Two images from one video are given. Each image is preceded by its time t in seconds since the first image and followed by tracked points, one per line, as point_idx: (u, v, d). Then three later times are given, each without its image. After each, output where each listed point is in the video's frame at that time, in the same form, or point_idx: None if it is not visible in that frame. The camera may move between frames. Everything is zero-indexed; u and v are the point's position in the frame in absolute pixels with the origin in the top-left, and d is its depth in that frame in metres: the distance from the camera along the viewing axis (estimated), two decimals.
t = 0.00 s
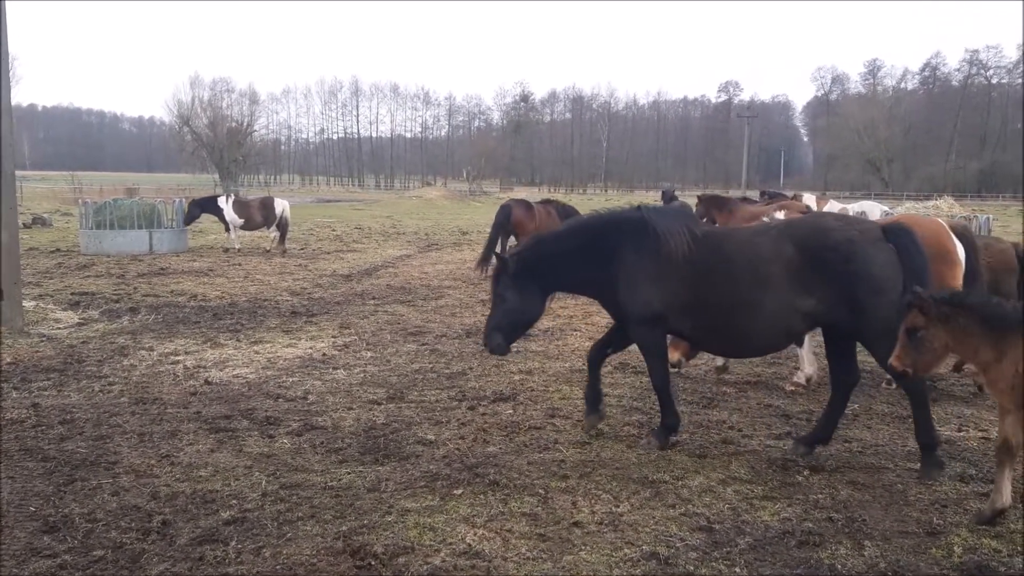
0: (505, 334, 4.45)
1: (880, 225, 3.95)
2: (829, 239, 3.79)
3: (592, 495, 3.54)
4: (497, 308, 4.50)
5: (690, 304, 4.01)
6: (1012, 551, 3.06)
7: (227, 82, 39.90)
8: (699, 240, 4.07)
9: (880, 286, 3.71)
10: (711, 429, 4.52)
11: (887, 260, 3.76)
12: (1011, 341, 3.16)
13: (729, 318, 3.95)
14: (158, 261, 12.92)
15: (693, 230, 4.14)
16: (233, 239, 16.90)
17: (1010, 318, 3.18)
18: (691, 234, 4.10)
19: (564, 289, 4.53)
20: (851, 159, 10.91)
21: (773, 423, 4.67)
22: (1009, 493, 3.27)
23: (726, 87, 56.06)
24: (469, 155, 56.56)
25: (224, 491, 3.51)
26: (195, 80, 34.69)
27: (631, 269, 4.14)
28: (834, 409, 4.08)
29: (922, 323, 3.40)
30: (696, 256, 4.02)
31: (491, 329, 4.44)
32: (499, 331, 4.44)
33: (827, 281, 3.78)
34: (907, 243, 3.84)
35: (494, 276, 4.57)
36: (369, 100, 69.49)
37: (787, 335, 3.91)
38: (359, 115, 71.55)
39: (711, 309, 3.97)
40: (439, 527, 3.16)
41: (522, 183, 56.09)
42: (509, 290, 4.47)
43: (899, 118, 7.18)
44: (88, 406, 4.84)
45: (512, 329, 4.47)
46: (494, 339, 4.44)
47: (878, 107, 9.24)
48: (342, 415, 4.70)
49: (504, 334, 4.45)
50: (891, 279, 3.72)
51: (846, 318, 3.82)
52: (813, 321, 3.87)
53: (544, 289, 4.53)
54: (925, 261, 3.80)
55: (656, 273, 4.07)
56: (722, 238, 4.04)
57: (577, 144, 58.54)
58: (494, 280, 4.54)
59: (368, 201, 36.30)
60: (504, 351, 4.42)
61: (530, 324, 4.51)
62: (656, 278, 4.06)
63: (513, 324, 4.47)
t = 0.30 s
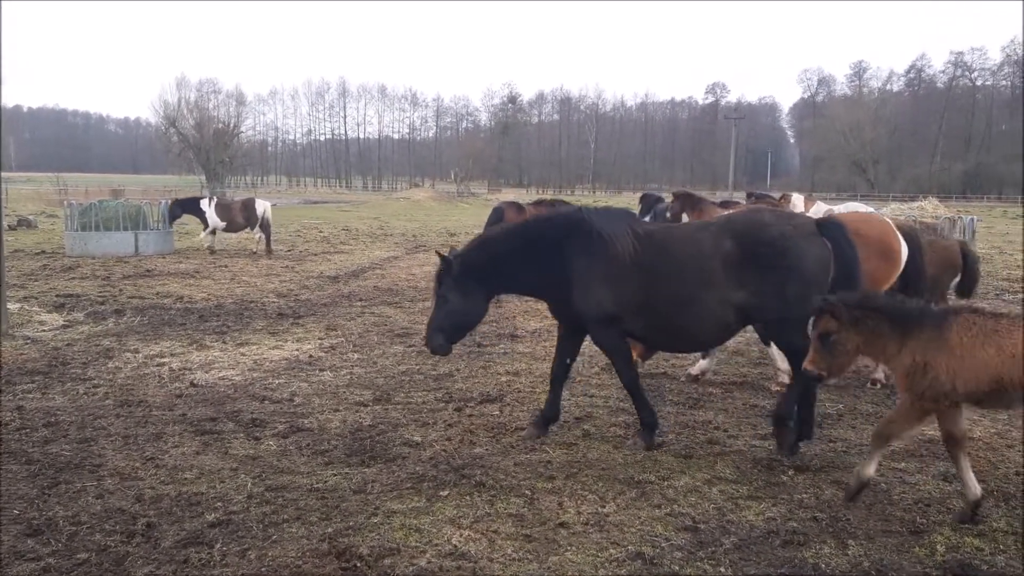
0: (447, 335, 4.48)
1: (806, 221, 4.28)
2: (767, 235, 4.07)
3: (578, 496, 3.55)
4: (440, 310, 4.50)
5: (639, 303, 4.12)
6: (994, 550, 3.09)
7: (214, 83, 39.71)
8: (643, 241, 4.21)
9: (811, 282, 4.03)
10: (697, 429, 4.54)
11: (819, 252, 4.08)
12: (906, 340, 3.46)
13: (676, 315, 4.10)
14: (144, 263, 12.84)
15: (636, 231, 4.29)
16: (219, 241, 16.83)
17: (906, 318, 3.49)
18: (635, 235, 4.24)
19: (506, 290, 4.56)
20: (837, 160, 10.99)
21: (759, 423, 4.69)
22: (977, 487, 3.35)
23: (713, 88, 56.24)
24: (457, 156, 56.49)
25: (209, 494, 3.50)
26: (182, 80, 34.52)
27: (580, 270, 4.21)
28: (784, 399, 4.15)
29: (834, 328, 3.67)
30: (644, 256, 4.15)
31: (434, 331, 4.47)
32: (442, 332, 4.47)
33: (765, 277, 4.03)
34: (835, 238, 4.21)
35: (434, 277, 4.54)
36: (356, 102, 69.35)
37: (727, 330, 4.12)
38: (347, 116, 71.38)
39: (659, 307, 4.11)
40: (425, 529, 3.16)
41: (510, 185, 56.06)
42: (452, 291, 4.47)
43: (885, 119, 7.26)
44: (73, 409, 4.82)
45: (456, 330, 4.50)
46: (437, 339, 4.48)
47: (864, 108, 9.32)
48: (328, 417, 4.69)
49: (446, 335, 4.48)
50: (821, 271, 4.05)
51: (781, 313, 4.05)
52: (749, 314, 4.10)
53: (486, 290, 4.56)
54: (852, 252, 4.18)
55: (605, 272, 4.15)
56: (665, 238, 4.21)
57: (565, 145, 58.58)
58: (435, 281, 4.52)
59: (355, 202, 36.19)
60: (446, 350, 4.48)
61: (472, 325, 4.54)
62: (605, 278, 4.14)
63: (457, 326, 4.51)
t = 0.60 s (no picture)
0: (396, 336, 4.47)
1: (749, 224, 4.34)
2: (711, 239, 4.14)
3: (569, 496, 3.55)
4: (389, 310, 4.49)
5: (589, 306, 4.23)
6: (983, 548, 3.11)
7: (204, 84, 39.57)
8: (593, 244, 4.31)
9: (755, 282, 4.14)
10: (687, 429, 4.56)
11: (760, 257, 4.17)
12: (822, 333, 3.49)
13: (624, 318, 4.21)
14: (134, 265, 12.79)
15: (585, 232, 4.37)
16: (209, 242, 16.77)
17: (826, 313, 3.54)
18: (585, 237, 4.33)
19: (455, 290, 4.60)
20: (826, 161, 11.07)
21: (749, 423, 4.71)
22: (957, 466, 3.46)
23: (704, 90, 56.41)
24: (448, 157, 56.45)
25: (199, 495, 3.50)
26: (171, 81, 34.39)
27: (531, 273, 4.29)
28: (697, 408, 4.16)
29: (754, 324, 3.69)
30: (593, 259, 4.25)
31: (383, 331, 4.45)
32: (392, 333, 4.46)
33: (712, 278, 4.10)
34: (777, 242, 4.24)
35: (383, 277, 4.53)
36: (347, 103, 69.24)
37: (672, 331, 4.24)
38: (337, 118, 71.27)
39: (607, 309, 4.22)
40: (416, 529, 3.17)
41: (501, 185, 56.05)
42: (401, 291, 4.47)
43: (874, 120, 7.33)
44: (63, 410, 4.81)
45: (406, 331, 4.50)
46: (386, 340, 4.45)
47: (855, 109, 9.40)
48: (319, 418, 4.69)
49: (396, 336, 4.47)
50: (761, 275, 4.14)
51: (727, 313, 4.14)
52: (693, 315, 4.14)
53: (435, 290, 4.57)
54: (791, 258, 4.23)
55: (557, 276, 4.24)
56: (613, 240, 4.31)
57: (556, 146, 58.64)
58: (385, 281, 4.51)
59: (346, 203, 36.12)
60: (396, 352, 4.46)
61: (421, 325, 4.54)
62: (557, 281, 4.24)
63: (405, 326, 4.50)
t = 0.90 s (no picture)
0: (343, 324, 4.47)
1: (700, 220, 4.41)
2: (662, 234, 4.16)
3: (559, 495, 3.56)
4: (338, 297, 4.46)
5: (534, 303, 4.15)
6: (971, 545, 3.13)
7: (192, 82, 39.35)
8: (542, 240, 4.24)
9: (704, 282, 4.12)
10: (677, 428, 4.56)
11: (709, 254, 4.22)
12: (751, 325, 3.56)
13: (569, 316, 4.14)
14: (122, 265, 12.73)
15: (536, 229, 4.31)
16: (198, 242, 16.71)
17: (754, 305, 3.62)
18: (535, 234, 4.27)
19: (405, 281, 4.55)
20: (815, 159, 11.09)
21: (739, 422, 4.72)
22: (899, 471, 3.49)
23: (693, 89, 56.51)
24: (438, 157, 56.39)
25: (189, 496, 3.49)
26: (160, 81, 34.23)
27: (477, 270, 4.22)
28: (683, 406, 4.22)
29: (684, 304, 3.70)
30: (540, 255, 4.18)
31: (329, 318, 4.46)
32: (338, 320, 4.46)
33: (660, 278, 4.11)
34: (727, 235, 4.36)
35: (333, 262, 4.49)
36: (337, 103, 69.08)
37: (619, 328, 4.18)
38: (327, 117, 71.09)
39: (553, 307, 4.14)
40: (406, 529, 3.16)
41: (492, 185, 56.01)
42: (350, 278, 4.44)
43: (863, 119, 7.34)
44: (51, 411, 4.78)
45: (353, 318, 4.51)
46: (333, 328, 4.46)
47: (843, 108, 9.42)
48: (309, 419, 4.68)
49: (343, 325, 4.47)
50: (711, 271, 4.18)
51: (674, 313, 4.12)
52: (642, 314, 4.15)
53: (387, 279, 4.54)
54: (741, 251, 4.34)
55: (502, 273, 4.17)
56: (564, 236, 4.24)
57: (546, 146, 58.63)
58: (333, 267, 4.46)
59: (336, 203, 36.02)
60: (341, 342, 4.46)
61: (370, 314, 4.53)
62: (502, 278, 4.17)
63: (353, 313, 4.51)
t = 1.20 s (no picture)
0: (286, 325, 4.30)
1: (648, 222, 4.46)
2: (612, 237, 4.21)
3: (548, 495, 3.56)
4: (281, 296, 4.28)
5: (485, 304, 4.10)
6: (958, 543, 3.14)
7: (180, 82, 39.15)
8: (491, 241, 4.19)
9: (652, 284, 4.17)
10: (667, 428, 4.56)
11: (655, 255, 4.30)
12: (682, 318, 3.68)
13: (520, 316, 4.10)
14: (109, 266, 12.66)
15: (484, 230, 4.26)
16: (186, 243, 16.64)
17: (686, 299, 3.71)
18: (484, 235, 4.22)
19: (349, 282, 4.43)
20: (804, 159, 11.11)
21: (728, 421, 4.73)
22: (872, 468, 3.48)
23: (682, 89, 56.64)
24: (427, 157, 56.31)
25: (177, 498, 3.47)
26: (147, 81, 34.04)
27: (424, 270, 4.13)
28: (603, 388, 4.50)
29: (614, 297, 3.79)
30: (489, 255, 4.13)
31: (272, 318, 4.27)
32: (281, 321, 4.28)
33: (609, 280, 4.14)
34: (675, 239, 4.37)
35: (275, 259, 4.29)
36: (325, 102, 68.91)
37: (575, 329, 4.19)
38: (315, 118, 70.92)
39: (504, 308, 4.10)
40: (395, 530, 3.15)
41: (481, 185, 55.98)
42: (296, 276, 4.27)
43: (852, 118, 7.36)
44: (37, 413, 4.75)
45: (296, 319, 4.34)
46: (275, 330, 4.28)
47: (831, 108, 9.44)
48: (297, 420, 4.66)
49: (286, 326, 4.30)
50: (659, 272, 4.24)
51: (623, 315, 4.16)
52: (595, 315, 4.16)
53: (332, 279, 4.40)
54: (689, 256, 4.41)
55: (451, 273, 4.10)
56: (512, 237, 4.21)
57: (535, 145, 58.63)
58: (279, 264, 4.26)
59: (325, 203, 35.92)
60: (282, 344, 4.29)
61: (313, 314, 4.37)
62: (450, 279, 4.10)
63: (296, 313, 4.34)
